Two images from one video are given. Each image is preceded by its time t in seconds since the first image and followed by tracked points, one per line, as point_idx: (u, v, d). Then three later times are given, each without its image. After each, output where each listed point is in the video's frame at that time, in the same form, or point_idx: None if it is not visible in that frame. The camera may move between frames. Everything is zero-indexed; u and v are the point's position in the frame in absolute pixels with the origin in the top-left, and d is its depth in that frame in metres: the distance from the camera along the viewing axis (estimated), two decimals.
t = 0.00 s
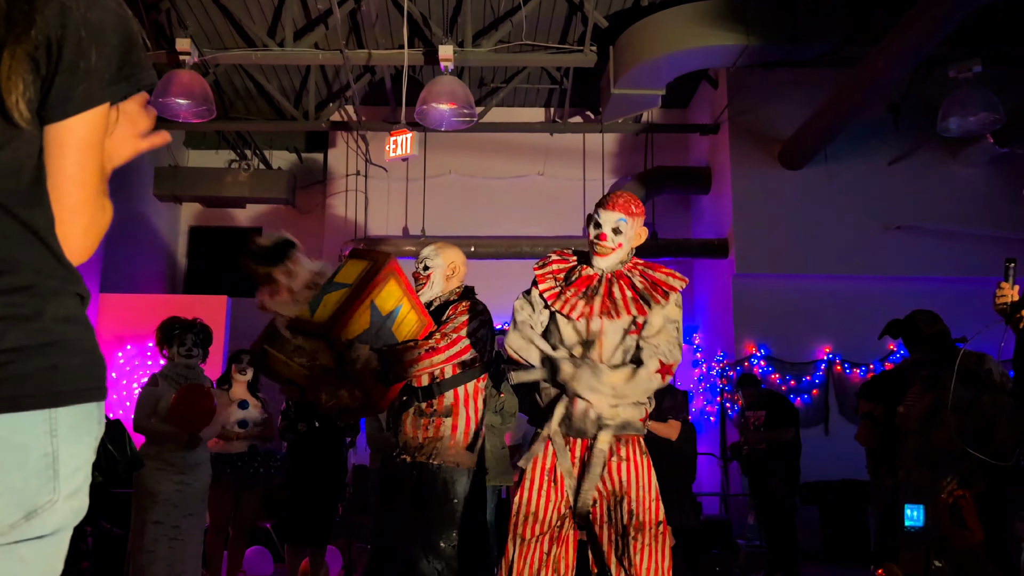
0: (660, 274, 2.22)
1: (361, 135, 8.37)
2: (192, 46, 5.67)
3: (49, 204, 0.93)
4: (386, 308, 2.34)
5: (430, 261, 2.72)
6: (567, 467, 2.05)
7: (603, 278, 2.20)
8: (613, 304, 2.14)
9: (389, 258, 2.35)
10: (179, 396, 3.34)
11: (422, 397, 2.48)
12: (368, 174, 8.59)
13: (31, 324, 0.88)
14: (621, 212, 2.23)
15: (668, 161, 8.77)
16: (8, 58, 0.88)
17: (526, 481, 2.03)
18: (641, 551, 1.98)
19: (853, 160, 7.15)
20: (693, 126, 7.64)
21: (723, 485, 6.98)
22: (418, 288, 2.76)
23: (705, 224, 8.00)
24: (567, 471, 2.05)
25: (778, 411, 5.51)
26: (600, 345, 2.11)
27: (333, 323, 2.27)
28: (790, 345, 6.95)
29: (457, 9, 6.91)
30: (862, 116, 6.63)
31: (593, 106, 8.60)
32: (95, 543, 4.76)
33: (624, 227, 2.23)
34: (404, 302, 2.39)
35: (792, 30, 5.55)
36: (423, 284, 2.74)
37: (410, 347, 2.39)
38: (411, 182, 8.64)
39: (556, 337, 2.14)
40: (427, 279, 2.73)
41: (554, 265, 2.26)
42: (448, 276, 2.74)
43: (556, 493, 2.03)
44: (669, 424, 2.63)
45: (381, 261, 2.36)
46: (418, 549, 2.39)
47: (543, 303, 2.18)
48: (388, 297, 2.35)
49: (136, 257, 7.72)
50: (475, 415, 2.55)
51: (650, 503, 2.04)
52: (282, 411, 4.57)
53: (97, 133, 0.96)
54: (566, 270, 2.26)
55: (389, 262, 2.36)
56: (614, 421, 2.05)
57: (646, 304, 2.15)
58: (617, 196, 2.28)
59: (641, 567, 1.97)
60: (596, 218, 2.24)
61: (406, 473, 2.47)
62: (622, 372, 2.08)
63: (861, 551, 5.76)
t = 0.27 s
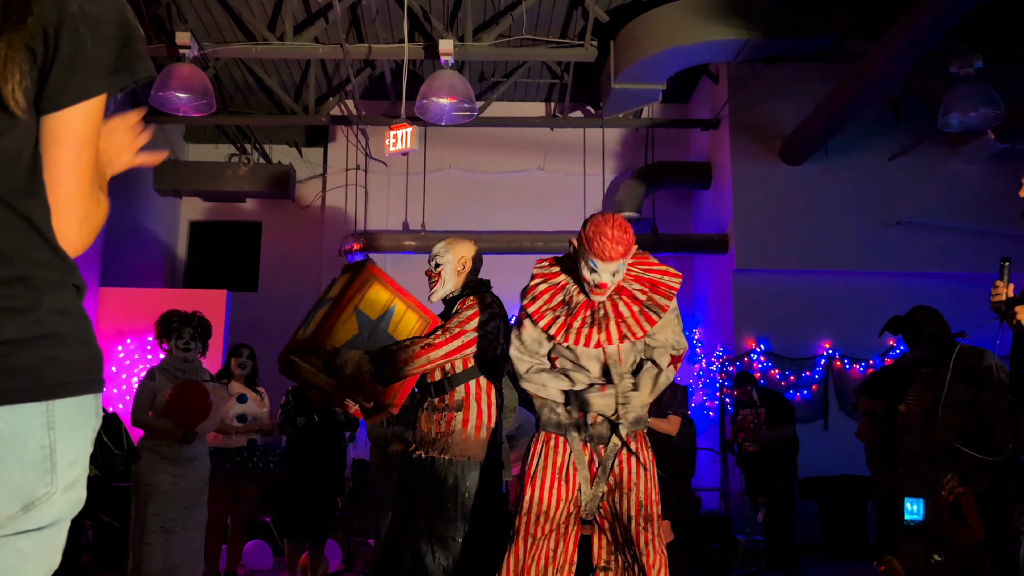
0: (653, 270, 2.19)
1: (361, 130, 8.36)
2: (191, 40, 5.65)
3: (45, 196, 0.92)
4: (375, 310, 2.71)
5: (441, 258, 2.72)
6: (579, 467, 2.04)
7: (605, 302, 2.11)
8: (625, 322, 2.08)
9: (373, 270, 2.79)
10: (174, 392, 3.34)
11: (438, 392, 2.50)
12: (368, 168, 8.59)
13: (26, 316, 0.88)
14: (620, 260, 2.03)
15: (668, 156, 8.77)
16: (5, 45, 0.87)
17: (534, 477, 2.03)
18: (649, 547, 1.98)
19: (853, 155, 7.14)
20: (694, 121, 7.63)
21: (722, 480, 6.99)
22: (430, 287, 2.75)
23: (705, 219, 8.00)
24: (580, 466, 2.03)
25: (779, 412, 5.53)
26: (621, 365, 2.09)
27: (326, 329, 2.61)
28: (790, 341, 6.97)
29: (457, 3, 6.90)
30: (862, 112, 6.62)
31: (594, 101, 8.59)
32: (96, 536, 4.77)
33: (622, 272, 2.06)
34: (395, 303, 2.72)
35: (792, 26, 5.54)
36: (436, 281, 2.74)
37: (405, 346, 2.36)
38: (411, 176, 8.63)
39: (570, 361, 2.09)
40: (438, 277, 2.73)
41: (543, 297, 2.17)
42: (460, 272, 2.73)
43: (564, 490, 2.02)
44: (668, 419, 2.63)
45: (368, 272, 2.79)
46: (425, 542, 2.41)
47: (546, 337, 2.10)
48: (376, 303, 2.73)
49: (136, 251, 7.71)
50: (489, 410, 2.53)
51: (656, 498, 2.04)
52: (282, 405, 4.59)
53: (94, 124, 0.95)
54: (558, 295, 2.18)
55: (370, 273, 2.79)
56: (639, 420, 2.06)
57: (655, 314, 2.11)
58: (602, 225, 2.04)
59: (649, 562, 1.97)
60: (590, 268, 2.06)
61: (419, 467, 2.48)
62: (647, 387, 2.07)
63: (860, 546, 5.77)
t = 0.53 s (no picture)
0: (648, 269, 2.06)
1: (361, 123, 8.35)
2: (191, 32, 5.63)
3: (43, 185, 0.93)
4: (371, 324, 2.70)
5: (448, 254, 2.72)
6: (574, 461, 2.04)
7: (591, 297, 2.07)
8: (599, 321, 2.03)
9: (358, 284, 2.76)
10: (167, 381, 3.51)
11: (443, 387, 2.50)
12: (368, 162, 8.58)
13: (22, 306, 0.88)
14: (588, 268, 1.97)
15: (668, 151, 8.75)
16: (8, 33, 0.88)
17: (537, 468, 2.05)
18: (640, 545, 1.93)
19: (854, 150, 7.13)
20: (694, 115, 7.62)
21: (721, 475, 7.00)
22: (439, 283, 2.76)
23: (705, 214, 8.00)
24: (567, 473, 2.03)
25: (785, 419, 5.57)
26: (599, 362, 2.06)
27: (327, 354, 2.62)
28: (789, 335, 6.96)
29: None
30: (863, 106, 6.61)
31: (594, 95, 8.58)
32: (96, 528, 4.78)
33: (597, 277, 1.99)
34: (389, 313, 2.73)
35: (793, 20, 5.53)
36: (444, 276, 2.74)
37: (402, 354, 2.30)
38: (411, 170, 8.62)
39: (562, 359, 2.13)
40: (445, 273, 2.73)
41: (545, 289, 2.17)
42: (468, 268, 2.73)
43: (558, 489, 2.03)
44: (669, 415, 2.64)
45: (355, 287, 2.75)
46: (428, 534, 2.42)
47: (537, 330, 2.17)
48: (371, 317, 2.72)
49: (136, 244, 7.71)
50: (494, 404, 2.52)
51: (654, 496, 1.98)
52: (281, 398, 4.58)
53: (94, 113, 0.96)
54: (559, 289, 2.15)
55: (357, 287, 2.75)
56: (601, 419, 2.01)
57: (633, 315, 2.00)
58: (581, 228, 1.97)
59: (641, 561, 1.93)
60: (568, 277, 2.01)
61: (425, 461, 2.50)
62: (610, 390, 2.00)
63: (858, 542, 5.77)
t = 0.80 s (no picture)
0: (648, 261, 2.08)
1: (361, 117, 8.34)
2: (191, 26, 5.63)
3: (43, 173, 0.96)
4: (376, 333, 2.78)
5: (451, 250, 2.74)
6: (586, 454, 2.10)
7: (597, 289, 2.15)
8: (599, 313, 2.11)
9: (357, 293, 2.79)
10: (162, 369, 3.53)
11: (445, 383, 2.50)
12: (368, 156, 8.57)
13: (19, 297, 0.91)
14: (574, 243, 2.11)
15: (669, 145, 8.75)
16: (10, 24, 0.91)
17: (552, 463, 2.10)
18: (649, 540, 1.91)
19: (854, 145, 7.13)
20: (695, 109, 7.61)
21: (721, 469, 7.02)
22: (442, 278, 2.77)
23: (705, 208, 8.00)
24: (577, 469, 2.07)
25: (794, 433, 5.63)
26: (603, 355, 2.11)
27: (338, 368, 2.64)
28: (789, 330, 6.97)
29: None
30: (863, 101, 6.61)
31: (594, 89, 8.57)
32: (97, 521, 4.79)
33: (585, 253, 2.12)
34: (389, 321, 2.83)
35: (793, 14, 5.53)
36: (447, 272, 2.75)
37: (408, 360, 2.26)
38: (411, 164, 8.62)
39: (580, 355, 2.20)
40: (449, 268, 2.75)
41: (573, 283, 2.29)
42: (471, 263, 2.73)
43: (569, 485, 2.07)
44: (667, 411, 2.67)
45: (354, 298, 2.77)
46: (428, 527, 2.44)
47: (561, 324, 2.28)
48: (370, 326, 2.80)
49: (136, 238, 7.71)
50: (494, 399, 2.51)
51: (665, 492, 1.96)
52: (282, 390, 4.59)
53: (93, 104, 0.98)
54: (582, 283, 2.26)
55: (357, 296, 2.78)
56: (605, 412, 2.04)
57: (627, 310, 2.04)
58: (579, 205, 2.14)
59: (649, 555, 1.90)
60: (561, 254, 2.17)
61: (426, 457, 2.51)
62: (605, 383, 2.04)
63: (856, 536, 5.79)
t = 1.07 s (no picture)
0: (662, 255, 2.10)
1: (361, 110, 8.32)
2: (191, 19, 5.61)
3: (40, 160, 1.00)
4: (374, 339, 2.81)
5: (448, 242, 2.72)
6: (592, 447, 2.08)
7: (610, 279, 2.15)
8: (611, 304, 2.10)
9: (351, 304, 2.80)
10: (167, 366, 3.51)
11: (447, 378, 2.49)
12: (368, 149, 8.56)
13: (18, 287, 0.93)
14: (588, 217, 2.15)
15: (669, 139, 8.74)
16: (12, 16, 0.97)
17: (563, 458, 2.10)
18: (647, 533, 1.92)
19: (854, 139, 7.12)
20: (695, 103, 7.59)
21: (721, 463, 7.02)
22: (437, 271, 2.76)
23: (705, 202, 8.00)
24: (585, 464, 2.07)
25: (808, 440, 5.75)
26: (609, 347, 2.11)
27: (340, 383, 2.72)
28: (790, 324, 6.97)
29: None
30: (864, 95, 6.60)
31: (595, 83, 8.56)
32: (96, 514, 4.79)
33: (597, 230, 2.14)
34: (386, 323, 2.84)
35: (794, 9, 5.52)
36: (443, 265, 2.74)
37: (415, 362, 2.25)
38: (411, 157, 8.61)
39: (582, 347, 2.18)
40: (444, 262, 2.73)
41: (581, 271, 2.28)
42: (467, 257, 2.73)
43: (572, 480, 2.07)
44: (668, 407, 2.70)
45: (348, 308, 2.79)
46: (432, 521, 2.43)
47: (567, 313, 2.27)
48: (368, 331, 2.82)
49: (136, 231, 7.70)
50: (498, 394, 2.52)
51: (664, 484, 1.97)
52: (282, 384, 4.57)
53: (89, 96, 1.05)
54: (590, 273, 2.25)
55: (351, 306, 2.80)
56: (607, 404, 2.05)
57: (641, 302, 2.04)
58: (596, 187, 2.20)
59: (647, 547, 1.91)
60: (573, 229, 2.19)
61: (429, 451, 2.51)
62: (607, 374, 2.04)
63: (856, 531, 5.80)
